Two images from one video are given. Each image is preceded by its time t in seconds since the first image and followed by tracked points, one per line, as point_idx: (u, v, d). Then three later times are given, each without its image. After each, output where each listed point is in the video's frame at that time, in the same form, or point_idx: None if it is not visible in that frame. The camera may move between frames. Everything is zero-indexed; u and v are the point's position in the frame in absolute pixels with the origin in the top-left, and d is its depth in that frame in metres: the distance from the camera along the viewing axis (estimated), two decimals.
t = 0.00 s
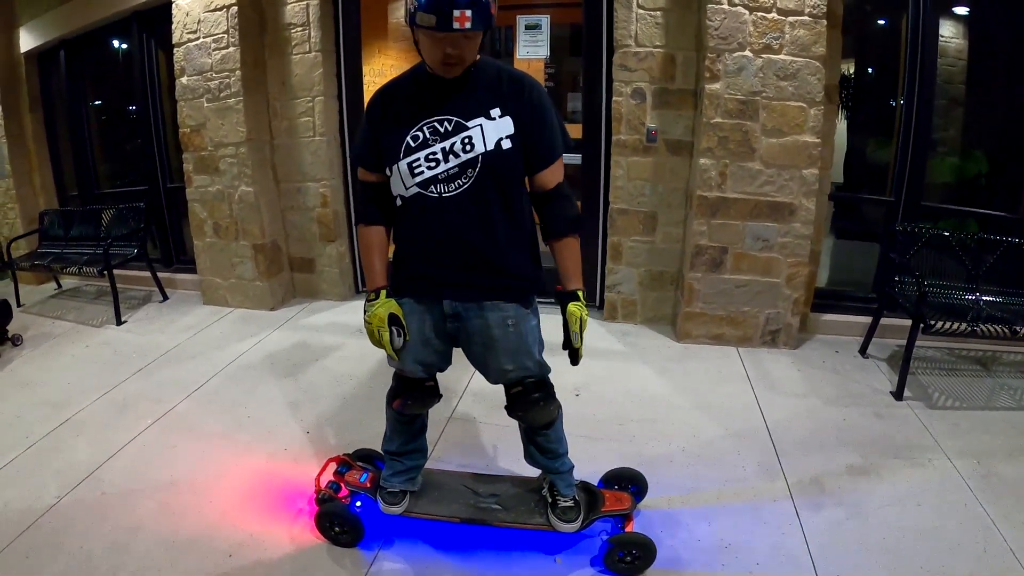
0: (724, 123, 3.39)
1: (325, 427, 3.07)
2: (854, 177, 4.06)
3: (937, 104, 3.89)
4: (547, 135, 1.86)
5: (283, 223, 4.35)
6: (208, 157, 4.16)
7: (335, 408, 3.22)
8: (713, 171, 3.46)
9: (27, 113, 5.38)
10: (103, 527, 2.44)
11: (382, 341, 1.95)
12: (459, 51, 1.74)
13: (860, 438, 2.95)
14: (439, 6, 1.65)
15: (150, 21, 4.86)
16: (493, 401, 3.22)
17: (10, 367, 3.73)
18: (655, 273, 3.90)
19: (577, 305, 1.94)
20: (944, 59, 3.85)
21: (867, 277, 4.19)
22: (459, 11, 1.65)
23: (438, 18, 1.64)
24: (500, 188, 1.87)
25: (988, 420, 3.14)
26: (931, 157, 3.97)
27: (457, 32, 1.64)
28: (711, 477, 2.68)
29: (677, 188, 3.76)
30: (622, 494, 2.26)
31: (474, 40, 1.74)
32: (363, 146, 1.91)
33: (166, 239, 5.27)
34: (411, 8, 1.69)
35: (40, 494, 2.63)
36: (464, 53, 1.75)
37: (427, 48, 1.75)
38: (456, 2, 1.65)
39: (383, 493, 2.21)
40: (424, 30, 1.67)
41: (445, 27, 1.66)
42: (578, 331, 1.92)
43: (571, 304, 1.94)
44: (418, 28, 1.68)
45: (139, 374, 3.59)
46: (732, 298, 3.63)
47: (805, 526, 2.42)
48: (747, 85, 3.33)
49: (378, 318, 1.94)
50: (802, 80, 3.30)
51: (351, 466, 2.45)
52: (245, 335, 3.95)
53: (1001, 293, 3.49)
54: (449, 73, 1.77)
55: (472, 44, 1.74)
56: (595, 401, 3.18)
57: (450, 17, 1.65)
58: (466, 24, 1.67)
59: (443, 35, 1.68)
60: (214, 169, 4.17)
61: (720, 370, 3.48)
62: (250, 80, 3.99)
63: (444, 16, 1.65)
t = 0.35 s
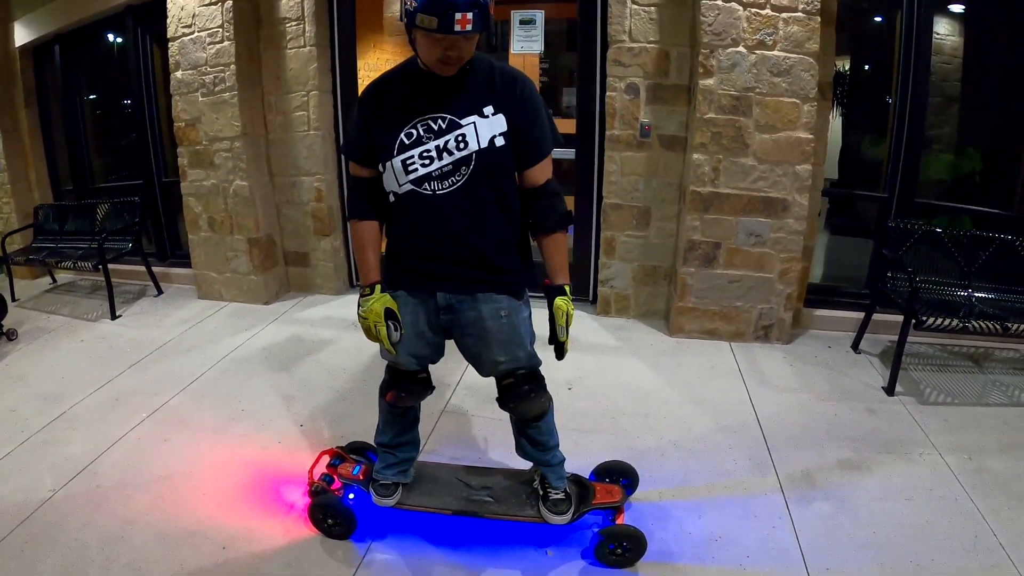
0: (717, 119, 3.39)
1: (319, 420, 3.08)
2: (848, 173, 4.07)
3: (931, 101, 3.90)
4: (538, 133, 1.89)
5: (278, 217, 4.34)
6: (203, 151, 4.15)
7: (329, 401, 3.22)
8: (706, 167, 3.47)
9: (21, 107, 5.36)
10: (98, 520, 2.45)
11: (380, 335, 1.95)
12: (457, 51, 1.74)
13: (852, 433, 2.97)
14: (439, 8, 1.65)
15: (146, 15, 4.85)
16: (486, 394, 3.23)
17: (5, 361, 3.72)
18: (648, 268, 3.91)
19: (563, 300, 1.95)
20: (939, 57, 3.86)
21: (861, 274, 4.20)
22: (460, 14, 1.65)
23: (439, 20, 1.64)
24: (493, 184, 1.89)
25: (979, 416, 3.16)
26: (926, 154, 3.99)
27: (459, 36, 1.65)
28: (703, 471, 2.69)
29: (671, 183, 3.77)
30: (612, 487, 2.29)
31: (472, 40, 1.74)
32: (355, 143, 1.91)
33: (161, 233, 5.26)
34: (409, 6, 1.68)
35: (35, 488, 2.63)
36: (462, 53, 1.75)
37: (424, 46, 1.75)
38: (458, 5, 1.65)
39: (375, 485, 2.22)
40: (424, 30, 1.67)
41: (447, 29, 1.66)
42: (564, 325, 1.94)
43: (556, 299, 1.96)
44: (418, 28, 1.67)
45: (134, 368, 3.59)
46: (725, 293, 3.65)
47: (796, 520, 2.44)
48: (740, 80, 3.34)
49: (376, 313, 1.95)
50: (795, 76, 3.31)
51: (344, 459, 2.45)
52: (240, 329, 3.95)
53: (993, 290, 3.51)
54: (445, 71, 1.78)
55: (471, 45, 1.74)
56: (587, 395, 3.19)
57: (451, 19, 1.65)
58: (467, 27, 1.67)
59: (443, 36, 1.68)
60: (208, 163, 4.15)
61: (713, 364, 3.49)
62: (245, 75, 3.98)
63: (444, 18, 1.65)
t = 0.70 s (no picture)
0: (703, 113, 3.41)
1: (306, 414, 3.08)
2: (836, 167, 4.10)
3: (918, 96, 3.93)
4: (523, 130, 1.88)
5: (265, 211, 4.32)
6: (189, 146, 4.11)
7: (317, 395, 3.22)
8: (692, 161, 3.49)
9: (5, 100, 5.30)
10: (88, 516, 2.44)
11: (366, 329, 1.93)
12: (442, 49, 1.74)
13: (836, 425, 2.99)
14: (423, 8, 1.65)
15: (132, 9, 4.81)
16: (472, 387, 3.24)
17: None
18: (634, 261, 3.93)
19: (547, 295, 1.97)
20: (926, 52, 3.89)
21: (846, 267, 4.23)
22: (444, 14, 1.66)
23: (423, 20, 1.65)
24: (478, 182, 1.90)
25: (962, 409, 3.20)
26: (912, 148, 4.03)
27: (442, 36, 1.65)
28: (688, 463, 2.71)
29: (657, 176, 3.78)
30: (597, 478, 2.32)
31: (457, 40, 1.75)
32: (342, 140, 1.92)
33: (147, 227, 5.22)
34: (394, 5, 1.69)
35: (24, 485, 2.62)
36: (447, 52, 1.75)
37: (409, 45, 1.75)
38: (442, 5, 1.65)
39: (362, 478, 2.23)
40: (408, 29, 1.67)
41: (430, 30, 1.67)
42: (547, 320, 1.95)
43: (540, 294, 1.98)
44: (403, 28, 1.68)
45: (121, 364, 3.56)
46: (710, 286, 3.67)
47: (779, 511, 2.47)
48: (726, 75, 3.35)
49: (364, 306, 1.92)
50: (781, 71, 3.33)
51: (332, 452, 2.44)
52: (227, 324, 3.93)
53: (978, 284, 3.55)
54: (430, 70, 1.79)
55: (456, 44, 1.74)
56: (573, 387, 3.20)
57: (435, 19, 1.65)
58: (451, 27, 1.67)
59: (427, 35, 1.68)
60: (195, 158, 4.12)
61: (699, 357, 3.51)
62: (231, 69, 3.95)
63: (428, 18, 1.65)
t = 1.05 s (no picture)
0: (686, 94, 3.39)
1: (290, 400, 3.06)
2: (819, 149, 4.09)
3: (902, 79, 3.93)
4: (518, 121, 1.89)
5: (247, 197, 4.27)
6: (170, 132, 4.04)
7: (301, 380, 3.20)
8: (675, 142, 3.47)
9: None
10: (74, 508, 2.41)
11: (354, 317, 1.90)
12: (437, 39, 1.72)
13: (820, 405, 3.01)
14: None
15: None
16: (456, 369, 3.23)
17: None
18: (617, 242, 3.92)
19: (531, 285, 1.96)
20: (911, 34, 3.88)
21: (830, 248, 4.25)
22: (441, 2, 1.64)
23: (418, 8, 1.63)
24: (473, 173, 1.90)
25: (944, 388, 3.23)
26: (897, 131, 4.02)
27: (438, 25, 1.63)
28: (672, 442, 2.72)
29: (639, 158, 3.77)
30: (574, 459, 2.32)
31: (453, 31, 1.73)
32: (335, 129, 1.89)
33: (129, 216, 5.15)
34: None
35: (10, 478, 2.57)
36: (442, 42, 1.73)
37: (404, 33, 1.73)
38: None
39: (340, 461, 2.22)
40: (404, 16, 1.65)
41: (426, 19, 1.65)
42: (529, 309, 1.94)
43: (524, 284, 1.97)
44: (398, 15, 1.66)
45: (104, 353, 3.52)
46: (693, 267, 3.67)
47: (764, 490, 2.48)
48: (709, 56, 3.34)
49: (355, 294, 1.90)
50: (764, 52, 3.32)
51: (311, 435, 2.45)
52: (210, 311, 3.89)
53: (962, 266, 3.58)
54: (425, 60, 1.77)
55: (451, 35, 1.73)
56: (557, 369, 3.20)
57: (431, 7, 1.64)
58: (447, 16, 1.66)
59: (422, 24, 1.66)
60: (175, 144, 4.05)
61: (682, 337, 3.52)
62: (211, 53, 3.89)
63: (425, 6, 1.64)
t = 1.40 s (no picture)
0: (674, 77, 3.38)
1: (279, 387, 3.04)
2: (807, 134, 4.09)
3: (892, 65, 3.94)
4: (546, 125, 1.89)
5: (233, 184, 4.23)
6: (155, 119, 3.99)
7: (290, 367, 3.19)
8: (663, 125, 3.46)
9: None
10: (64, 500, 2.39)
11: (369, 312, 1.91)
12: (478, 42, 1.68)
13: (808, 387, 3.02)
14: None
15: None
16: (445, 354, 3.22)
17: None
18: (605, 226, 3.92)
19: (523, 281, 1.93)
20: (901, 20, 3.88)
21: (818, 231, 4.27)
22: (489, 9, 1.59)
23: (466, 11, 1.57)
24: (498, 174, 1.89)
25: (931, 371, 3.25)
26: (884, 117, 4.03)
27: (484, 33, 1.59)
28: (660, 425, 2.72)
29: (628, 141, 3.76)
30: (564, 443, 2.32)
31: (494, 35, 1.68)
32: (361, 120, 1.80)
33: (114, 204, 5.10)
34: None
35: None
36: (483, 45, 1.69)
37: (445, 30, 1.67)
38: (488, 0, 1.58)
39: (329, 447, 2.20)
40: (450, 17, 1.59)
41: (473, 23, 1.59)
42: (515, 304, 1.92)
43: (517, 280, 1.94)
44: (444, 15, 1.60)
45: (91, 344, 3.48)
46: (682, 250, 3.67)
47: (753, 472, 2.49)
48: (697, 39, 3.32)
49: (373, 289, 1.89)
50: (753, 36, 3.30)
51: (301, 422, 2.43)
52: (198, 300, 3.86)
53: (948, 250, 3.60)
54: (462, 59, 1.72)
55: (492, 39, 1.68)
56: (545, 352, 3.19)
57: (479, 14, 1.58)
58: (494, 23, 1.60)
59: (468, 28, 1.61)
60: (160, 132, 4.00)
61: (671, 321, 3.52)
62: (195, 39, 3.83)
63: (473, 12, 1.58)
